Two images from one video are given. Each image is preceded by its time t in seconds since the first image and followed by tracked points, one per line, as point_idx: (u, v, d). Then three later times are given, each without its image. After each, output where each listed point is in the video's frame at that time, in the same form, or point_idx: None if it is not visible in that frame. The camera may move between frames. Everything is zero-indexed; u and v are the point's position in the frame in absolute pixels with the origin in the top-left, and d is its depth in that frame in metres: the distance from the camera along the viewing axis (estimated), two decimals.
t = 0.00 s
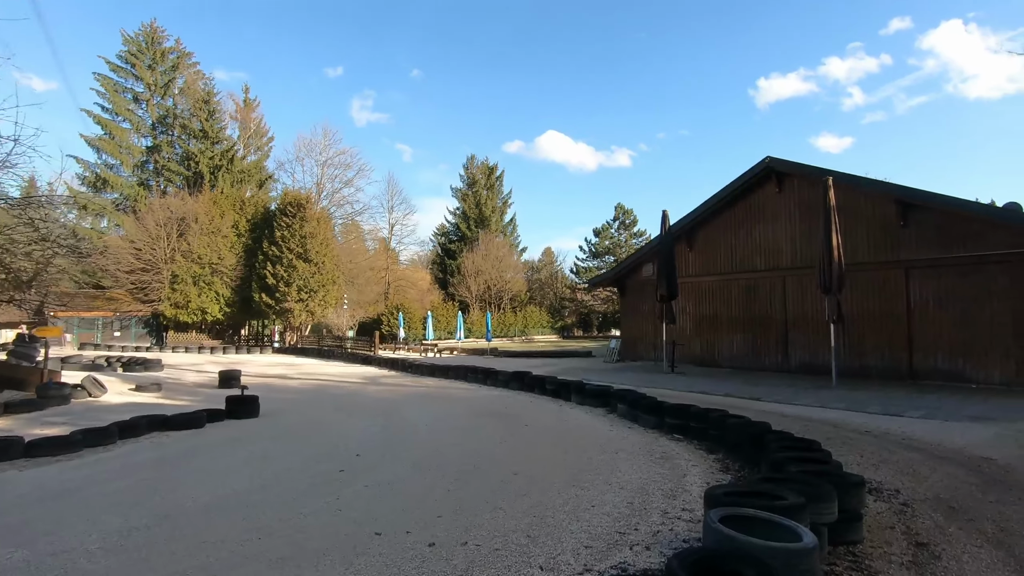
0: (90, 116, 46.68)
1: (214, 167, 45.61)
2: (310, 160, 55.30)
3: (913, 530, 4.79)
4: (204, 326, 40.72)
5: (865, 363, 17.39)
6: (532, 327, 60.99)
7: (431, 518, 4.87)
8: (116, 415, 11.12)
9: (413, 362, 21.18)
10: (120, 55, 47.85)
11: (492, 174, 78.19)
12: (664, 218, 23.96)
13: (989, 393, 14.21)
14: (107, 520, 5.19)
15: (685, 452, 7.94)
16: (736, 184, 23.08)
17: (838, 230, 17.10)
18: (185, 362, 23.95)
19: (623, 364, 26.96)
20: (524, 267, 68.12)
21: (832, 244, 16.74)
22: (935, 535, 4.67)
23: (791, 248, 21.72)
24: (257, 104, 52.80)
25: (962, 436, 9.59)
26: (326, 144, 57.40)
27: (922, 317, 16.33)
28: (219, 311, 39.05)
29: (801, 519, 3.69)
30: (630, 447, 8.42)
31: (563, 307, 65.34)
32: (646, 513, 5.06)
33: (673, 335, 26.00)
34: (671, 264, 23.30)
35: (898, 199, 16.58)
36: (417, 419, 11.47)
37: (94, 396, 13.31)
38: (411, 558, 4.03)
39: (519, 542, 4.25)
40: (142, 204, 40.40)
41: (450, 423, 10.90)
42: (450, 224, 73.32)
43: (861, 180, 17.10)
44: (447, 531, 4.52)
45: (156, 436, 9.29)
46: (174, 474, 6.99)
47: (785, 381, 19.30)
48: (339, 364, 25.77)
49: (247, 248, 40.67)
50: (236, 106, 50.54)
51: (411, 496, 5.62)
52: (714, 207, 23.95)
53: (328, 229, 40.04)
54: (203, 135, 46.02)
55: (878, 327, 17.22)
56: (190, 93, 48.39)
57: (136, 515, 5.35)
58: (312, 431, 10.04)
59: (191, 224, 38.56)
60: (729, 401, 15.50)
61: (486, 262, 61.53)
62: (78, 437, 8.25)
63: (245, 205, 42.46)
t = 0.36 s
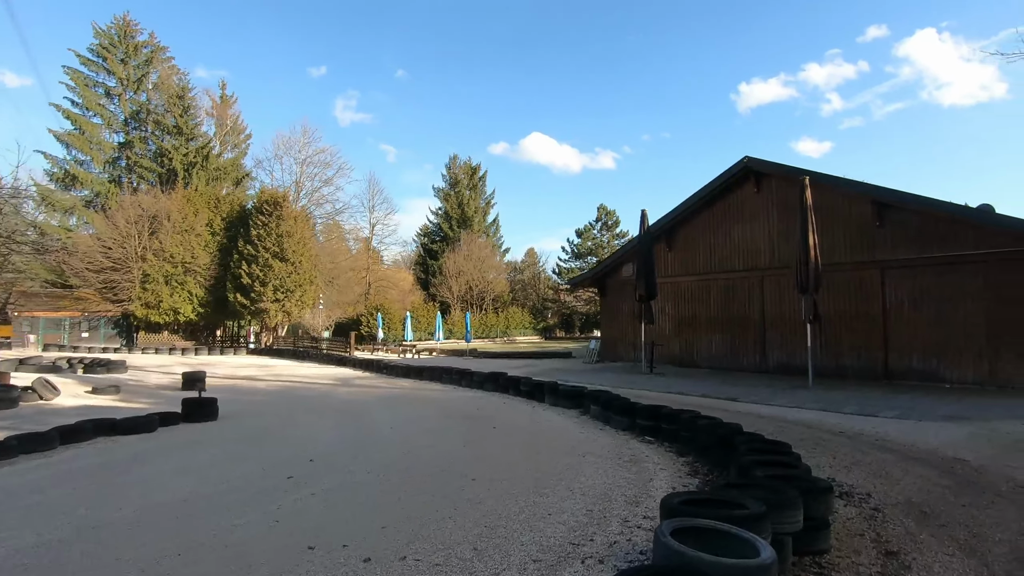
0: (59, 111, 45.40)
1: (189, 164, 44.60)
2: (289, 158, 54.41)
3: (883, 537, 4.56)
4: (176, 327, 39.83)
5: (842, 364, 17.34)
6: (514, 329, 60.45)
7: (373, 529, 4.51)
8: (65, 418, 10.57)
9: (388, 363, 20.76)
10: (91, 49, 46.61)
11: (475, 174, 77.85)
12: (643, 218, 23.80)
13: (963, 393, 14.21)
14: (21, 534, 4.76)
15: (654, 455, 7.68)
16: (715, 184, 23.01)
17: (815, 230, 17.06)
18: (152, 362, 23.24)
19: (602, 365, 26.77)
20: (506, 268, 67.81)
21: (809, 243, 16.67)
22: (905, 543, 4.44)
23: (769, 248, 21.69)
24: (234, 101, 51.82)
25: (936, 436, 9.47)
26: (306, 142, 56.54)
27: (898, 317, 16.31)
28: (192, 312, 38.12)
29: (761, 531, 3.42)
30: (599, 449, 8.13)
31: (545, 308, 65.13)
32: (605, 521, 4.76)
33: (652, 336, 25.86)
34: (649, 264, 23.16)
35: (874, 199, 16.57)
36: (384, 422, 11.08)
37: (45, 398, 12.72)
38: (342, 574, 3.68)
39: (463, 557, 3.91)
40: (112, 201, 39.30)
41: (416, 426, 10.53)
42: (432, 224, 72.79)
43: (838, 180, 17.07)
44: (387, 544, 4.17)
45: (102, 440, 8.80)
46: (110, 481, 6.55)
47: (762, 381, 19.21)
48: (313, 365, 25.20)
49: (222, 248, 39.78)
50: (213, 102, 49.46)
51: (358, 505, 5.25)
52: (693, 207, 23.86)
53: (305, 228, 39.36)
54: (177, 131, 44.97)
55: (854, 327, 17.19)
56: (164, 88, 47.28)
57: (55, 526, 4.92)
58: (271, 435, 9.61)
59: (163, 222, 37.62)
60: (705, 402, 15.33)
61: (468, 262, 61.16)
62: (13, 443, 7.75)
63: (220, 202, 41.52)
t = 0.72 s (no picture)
0: (26, 102, 44.01)
1: (161, 158, 43.41)
2: (267, 152, 53.31)
3: (853, 547, 4.29)
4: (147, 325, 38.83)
5: (819, 363, 17.26)
6: (496, 327, 60.06)
7: (305, 545, 4.14)
8: (7, 421, 10.02)
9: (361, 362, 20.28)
10: (60, 37, 45.16)
11: (458, 172, 77.23)
12: (623, 216, 23.56)
13: (937, 392, 14.16)
14: None
15: (623, 458, 7.38)
16: (694, 182, 22.86)
17: (793, 228, 16.95)
18: (117, 362, 22.46)
19: (581, 363, 26.53)
20: (489, 266, 67.35)
21: (787, 242, 16.56)
22: (876, 554, 4.17)
23: (748, 246, 21.59)
24: (210, 93, 50.66)
25: (910, 437, 9.28)
26: (284, 136, 55.48)
27: (874, 316, 16.26)
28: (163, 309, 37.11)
29: (720, 548, 3.11)
30: (566, 451, 7.80)
31: (527, 307, 64.76)
32: (560, 532, 4.43)
33: (631, 334, 25.67)
34: (628, 262, 22.95)
35: (852, 198, 16.49)
36: (348, 423, 10.66)
37: None
38: None
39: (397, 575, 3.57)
40: (80, 194, 38.09)
41: (381, 428, 10.13)
42: (414, 222, 72.04)
43: (816, 178, 16.97)
44: (316, 563, 3.80)
45: (41, 444, 8.31)
46: (36, 491, 6.10)
47: (740, 380, 19.09)
48: (286, 364, 24.59)
49: (194, 244, 38.81)
50: (187, 94, 48.18)
51: (296, 517, 4.87)
52: (673, 205, 23.70)
53: (281, 224, 38.56)
54: (150, 124, 43.83)
55: (832, 326, 17.12)
56: (136, 80, 45.97)
57: None
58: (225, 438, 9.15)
59: (134, 216, 36.58)
60: (681, 401, 15.12)
61: (449, 260, 60.60)
62: None
63: (193, 197, 40.50)
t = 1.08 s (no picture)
0: None
1: (124, 154, 41.97)
2: (237, 150, 52.05)
3: (816, 563, 4.03)
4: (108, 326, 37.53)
5: (790, 364, 17.25)
6: (472, 328, 59.56)
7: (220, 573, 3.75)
8: None
9: (328, 365, 19.71)
10: (17, 27, 43.42)
11: (434, 172, 76.56)
12: (597, 216, 23.37)
13: (905, 392, 14.20)
14: None
15: (585, 465, 7.08)
16: (667, 182, 22.77)
17: (763, 229, 16.91)
18: (71, 366, 21.54)
19: (555, 365, 26.31)
20: (465, 267, 66.83)
21: (758, 243, 16.50)
22: (841, 571, 3.92)
23: (720, 247, 21.58)
24: (177, 88, 49.30)
25: (877, 440, 9.14)
26: (255, 134, 54.22)
27: (844, 317, 16.28)
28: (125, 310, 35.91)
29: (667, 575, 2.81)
30: (527, 459, 7.46)
31: (504, 308, 64.38)
32: (506, 552, 4.08)
33: (605, 336, 25.51)
34: (601, 263, 22.79)
35: (822, 199, 16.50)
36: (304, 430, 10.20)
37: None
38: None
39: None
40: (38, 191, 36.63)
41: (339, 435, 9.69)
42: (389, 222, 71.17)
43: (787, 179, 16.96)
44: None
45: None
46: None
47: (712, 382, 19.03)
48: (251, 367, 23.86)
49: (160, 244, 37.69)
50: (153, 89, 46.75)
51: (219, 539, 4.47)
52: (646, 205, 23.59)
53: (250, 223, 37.59)
54: (112, 119, 42.39)
55: (802, 327, 17.12)
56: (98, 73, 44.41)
57: None
58: (169, 449, 8.64)
59: (93, 214, 35.26)
60: (652, 403, 14.93)
61: (425, 261, 59.98)
62: None
63: (158, 194, 39.30)
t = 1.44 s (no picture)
0: None
1: (95, 147, 41.06)
2: (214, 145, 50.68)
3: None
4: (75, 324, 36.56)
5: (768, 368, 17.09)
6: (454, 330, 58.96)
7: None
8: None
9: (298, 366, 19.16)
10: None
11: (418, 171, 75.89)
12: (576, 217, 23.09)
13: (881, 398, 14.09)
14: None
15: (549, 473, 6.72)
16: (648, 184, 22.57)
17: (742, 232, 16.74)
18: (29, 365, 20.71)
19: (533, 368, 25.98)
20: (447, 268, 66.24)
21: (736, 245, 16.33)
22: None
23: (699, 250, 21.42)
24: (153, 81, 48.16)
25: (852, 446, 8.92)
26: (233, 129, 53.13)
27: (821, 321, 16.16)
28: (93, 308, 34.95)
29: None
30: (488, 465, 7.07)
31: (486, 310, 63.87)
32: (445, 572, 3.71)
33: (584, 338, 25.23)
34: (580, 264, 22.52)
35: (801, 202, 16.38)
36: (260, 434, 9.71)
37: None
38: None
39: None
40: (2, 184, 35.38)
41: (295, 439, 9.22)
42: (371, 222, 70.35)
43: (766, 182, 16.82)
44: None
45: None
46: None
47: (689, 386, 18.82)
48: (220, 367, 23.17)
49: (130, 240, 36.79)
50: (127, 81, 45.54)
51: (130, 556, 4.03)
52: (626, 207, 23.36)
53: (224, 219, 36.72)
54: (84, 111, 41.32)
55: (780, 331, 16.97)
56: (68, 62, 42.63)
57: None
58: (110, 453, 8.11)
59: (61, 207, 34.17)
60: (628, 407, 14.64)
61: (406, 262, 59.36)
62: None
63: (130, 188, 38.32)
